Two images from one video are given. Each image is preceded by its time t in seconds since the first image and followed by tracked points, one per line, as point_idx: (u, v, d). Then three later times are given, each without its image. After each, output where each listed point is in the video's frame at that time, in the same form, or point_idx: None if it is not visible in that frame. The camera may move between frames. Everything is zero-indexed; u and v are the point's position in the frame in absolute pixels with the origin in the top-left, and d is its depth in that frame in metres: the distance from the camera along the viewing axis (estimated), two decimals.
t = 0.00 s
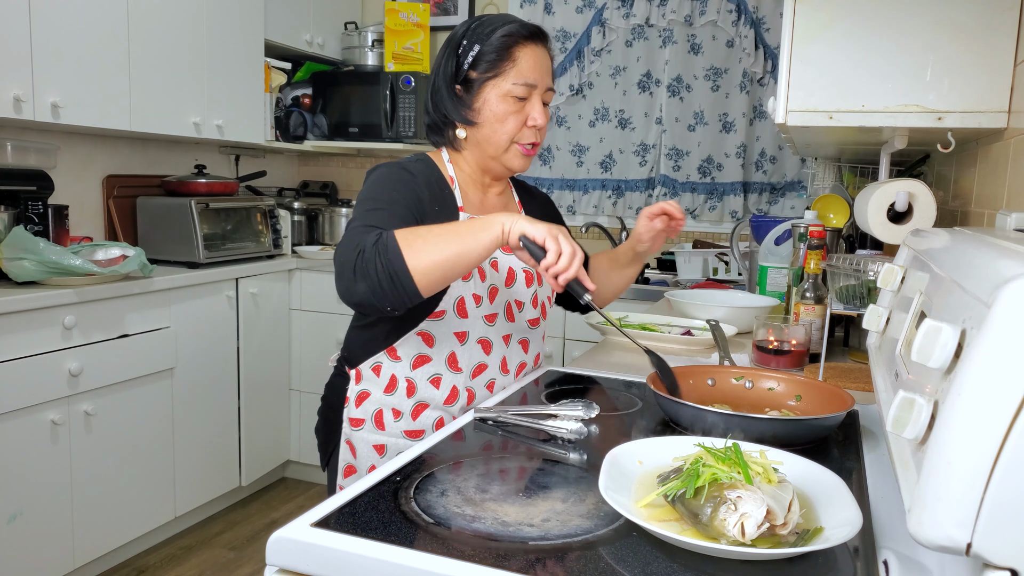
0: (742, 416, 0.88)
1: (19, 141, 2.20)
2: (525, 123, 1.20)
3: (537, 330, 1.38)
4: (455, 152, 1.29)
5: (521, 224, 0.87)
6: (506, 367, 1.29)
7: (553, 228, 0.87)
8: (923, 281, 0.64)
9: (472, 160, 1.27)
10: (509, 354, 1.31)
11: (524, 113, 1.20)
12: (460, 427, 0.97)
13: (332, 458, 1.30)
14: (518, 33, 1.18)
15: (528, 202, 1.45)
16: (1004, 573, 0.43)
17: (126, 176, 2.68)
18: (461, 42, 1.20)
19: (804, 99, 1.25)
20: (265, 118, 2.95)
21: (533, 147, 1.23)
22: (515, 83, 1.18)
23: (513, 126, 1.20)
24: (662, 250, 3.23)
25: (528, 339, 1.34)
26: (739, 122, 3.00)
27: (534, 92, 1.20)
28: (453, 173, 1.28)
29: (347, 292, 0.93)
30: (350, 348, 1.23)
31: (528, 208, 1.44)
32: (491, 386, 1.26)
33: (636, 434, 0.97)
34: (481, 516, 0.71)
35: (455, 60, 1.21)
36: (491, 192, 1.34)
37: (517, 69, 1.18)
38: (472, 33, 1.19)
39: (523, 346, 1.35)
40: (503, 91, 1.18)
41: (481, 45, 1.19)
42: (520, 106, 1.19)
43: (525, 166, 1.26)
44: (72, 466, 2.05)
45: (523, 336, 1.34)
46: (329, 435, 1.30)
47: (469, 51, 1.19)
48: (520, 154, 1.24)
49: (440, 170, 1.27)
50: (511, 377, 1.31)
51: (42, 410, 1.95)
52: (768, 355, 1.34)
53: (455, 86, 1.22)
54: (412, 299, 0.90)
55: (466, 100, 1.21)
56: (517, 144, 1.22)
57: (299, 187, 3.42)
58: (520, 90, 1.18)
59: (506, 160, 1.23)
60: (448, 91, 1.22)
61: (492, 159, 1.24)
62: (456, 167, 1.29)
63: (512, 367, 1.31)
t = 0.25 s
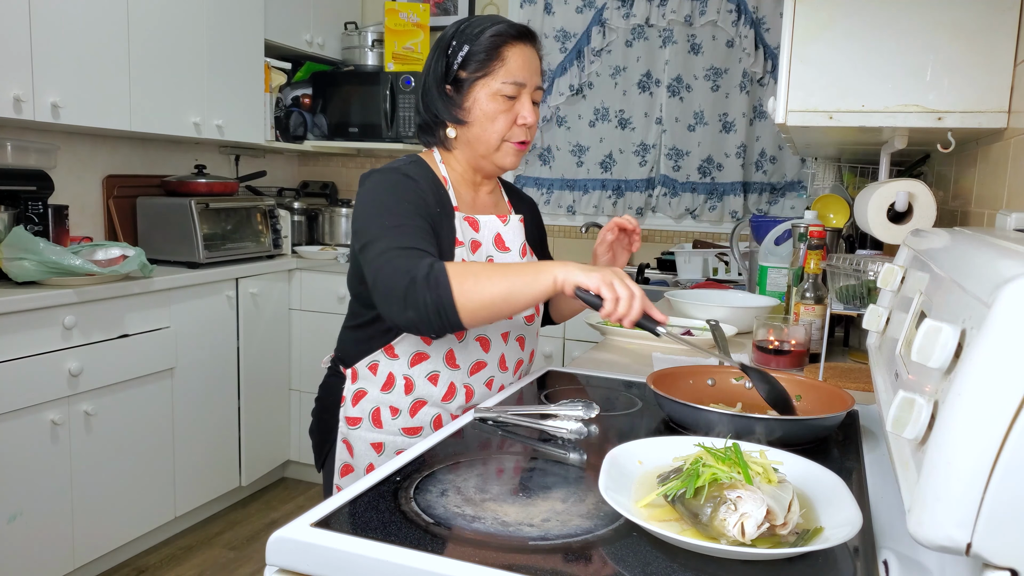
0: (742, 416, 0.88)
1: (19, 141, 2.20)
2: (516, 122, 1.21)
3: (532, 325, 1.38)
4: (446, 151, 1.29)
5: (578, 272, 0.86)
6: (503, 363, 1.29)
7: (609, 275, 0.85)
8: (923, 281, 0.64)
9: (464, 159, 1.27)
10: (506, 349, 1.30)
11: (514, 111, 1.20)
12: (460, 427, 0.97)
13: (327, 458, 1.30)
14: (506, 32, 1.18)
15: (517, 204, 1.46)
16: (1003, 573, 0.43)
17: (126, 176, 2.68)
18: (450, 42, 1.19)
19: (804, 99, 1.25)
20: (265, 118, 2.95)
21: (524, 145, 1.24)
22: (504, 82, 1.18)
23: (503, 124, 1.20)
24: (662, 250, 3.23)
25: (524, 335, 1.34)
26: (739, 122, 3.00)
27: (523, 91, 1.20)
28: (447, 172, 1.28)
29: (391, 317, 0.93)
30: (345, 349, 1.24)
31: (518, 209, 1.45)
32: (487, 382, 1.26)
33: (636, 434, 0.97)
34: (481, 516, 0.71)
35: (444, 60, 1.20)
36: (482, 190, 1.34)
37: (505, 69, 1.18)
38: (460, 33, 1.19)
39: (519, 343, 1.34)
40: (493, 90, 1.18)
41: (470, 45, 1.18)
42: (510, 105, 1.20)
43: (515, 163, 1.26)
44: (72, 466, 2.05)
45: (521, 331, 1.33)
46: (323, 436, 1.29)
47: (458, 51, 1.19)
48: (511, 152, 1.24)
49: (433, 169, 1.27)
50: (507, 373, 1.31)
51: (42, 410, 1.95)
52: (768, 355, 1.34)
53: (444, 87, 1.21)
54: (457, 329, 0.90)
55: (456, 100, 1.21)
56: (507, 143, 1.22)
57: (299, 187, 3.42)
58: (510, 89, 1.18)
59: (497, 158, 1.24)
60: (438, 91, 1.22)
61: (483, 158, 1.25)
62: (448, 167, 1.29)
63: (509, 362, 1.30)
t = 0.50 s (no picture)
0: (742, 416, 0.88)
1: (19, 141, 2.21)
2: (508, 122, 1.21)
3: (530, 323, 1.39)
4: (441, 151, 1.29)
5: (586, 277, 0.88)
6: (502, 360, 1.30)
7: (616, 279, 0.87)
8: (923, 281, 0.64)
9: (459, 159, 1.27)
10: (504, 348, 1.31)
11: (507, 111, 1.20)
12: (460, 427, 0.97)
13: (326, 457, 1.29)
14: (499, 33, 1.18)
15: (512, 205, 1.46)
16: (1003, 573, 0.43)
17: (126, 176, 2.68)
18: (444, 43, 1.20)
19: (804, 99, 1.25)
20: (265, 118, 2.95)
21: (517, 145, 1.24)
22: (497, 82, 1.18)
23: (496, 124, 1.20)
24: (662, 250, 3.23)
25: (523, 333, 1.35)
26: (739, 122, 3.00)
27: (516, 91, 1.20)
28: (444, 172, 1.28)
29: (395, 308, 0.92)
30: (345, 349, 1.25)
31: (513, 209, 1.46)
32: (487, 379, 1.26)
33: (635, 434, 0.97)
34: (481, 516, 0.71)
35: (438, 62, 1.21)
36: (478, 189, 1.35)
37: (498, 69, 1.18)
38: (454, 34, 1.19)
39: (517, 340, 1.35)
40: (486, 90, 1.19)
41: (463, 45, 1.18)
42: (503, 105, 1.20)
43: (509, 163, 1.26)
44: (72, 466, 2.05)
45: (518, 329, 1.34)
46: (323, 435, 1.29)
47: (451, 52, 1.19)
48: (504, 152, 1.24)
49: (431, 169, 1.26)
50: (506, 371, 1.32)
51: (42, 410, 1.95)
52: (768, 355, 1.34)
53: (439, 88, 1.22)
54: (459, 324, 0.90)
55: (449, 100, 1.21)
56: (500, 143, 1.23)
57: (299, 187, 3.42)
58: (502, 89, 1.18)
59: (490, 158, 1.24)
60: (432, 92, 1.22)
61: (477, 157, 1.25)
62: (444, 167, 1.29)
63: (507, 360, 1.31)
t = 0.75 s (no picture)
0: (742, 416, 0.88)
1: (19, 141, 2.21)
2: (507, 121, 1.20)
3: (530, 320, 1.40)
4: (442, 151, 1.29)
5: (517, 221, 0.86)
6: (506, 356, 1.31)
7: (547, 222, 0.86)
8: (924, 281, 0.64)
9: (458, 158, 1.27)
10: (507, 343, 1.32)
11: (506, 111, 1.20)
12: (460, 427, 0.97)
13: (331, 456, 1.29)
14: (498, 33, 1.18)
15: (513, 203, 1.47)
16: (1004, 573, 0.43)
17: (126, 176, 2.68)
18: (444, 43, 1.20)
19: (804, 99, 1.25)
20: (265, 118, 2.95)
21: (516, 145, 1.24)
22: (496, 82, 1.18)
23: (495, 123, 1.20)
24: (662, 250, 3.23)
25: (524, 329, 1.37)
26: (739, 122, 3.00)
27: (516, 90, 1.20)
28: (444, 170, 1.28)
29: (345, 290, 0.95)
30: (349, 346, 1.23)
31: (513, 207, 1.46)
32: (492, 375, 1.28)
33: (635, 434, 0.97)
34: (481, 516, 0.71)
35: (437, 62, 1.21)
36: (479, 188, 1.35)
37: (497, 69, 1.18)
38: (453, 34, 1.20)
39: (518, 336, 1.36)
40: (485, 89, 1.18)
41: (463, 46, 1.19)
42: (501, 104, 1.20)
43: (508, 163, 1.26)
44: (72, 466, 2.05)
45: (519, 325, 1.35)
46: (327, 435, 1.29)
47: (451, 52, 1.19)
48: (503, 152, 1.24)
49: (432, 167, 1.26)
50: (509, 367, 1.33)
51: (42, 410, 1.95)
52: (768, 355, 1.34)
53: (438, 87, 1.22)
54: (411, 294, 0.91)
55: (449, 100, 1.22)
56: (499, 142, 1.22)
57: (299, 187, 3.42)
58: (501, 88, 1.18)
59: (489, 157, 1.24)
60: (432, 92, 1.22)
61: (476, 156, 1.24)
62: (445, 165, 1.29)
63: (510, 356, 1.33)
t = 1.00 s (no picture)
0: (742, 416, 0.88)
1: (19, 141, 2.21)
2: (506, 121, 1.20)
3: (534, 321, 1.39)
4: (443, 151, 1.29)
5: (529, 253, 0.86)
6: (504, 355, 1.31)
7: (559, 256, 0.84)
8: (923, 281, 0.64)
9: (458, 158, 1.27)
10: (506, 343, 1.32)
11: (506, 110, 1.20)
12: (460, 427, 0.97)
13: (331, 454, 1.29)
14: (497, 33, 1.18)
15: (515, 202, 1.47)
16: (1004, 573, 0.43)
17: (126, 176, 2.69)
18: (443, 44, 1.20)
19: (804, 99, 1.25)
20: (265, 118, 2.95)
21: (516, 144, 1.23)
22: (495, 81, 1.18)
23: (494, 123, 1.20)
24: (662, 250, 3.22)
25: (524, 328, 1.36)
26: (739, 122, 3.00)
27: (515, 90, 1.20)
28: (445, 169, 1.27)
29: (358, 307, 0.97)
30: (349, 344, 1.23)
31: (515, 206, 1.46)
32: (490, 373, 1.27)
33: (635, 434, 0.97)
34: (481, 516, 0.71)
35: (437, 63, 1.21)
36: (481, 188, 1.35)
37: (496, 69, 1.18)
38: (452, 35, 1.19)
39: (519, 336, 1.36)
40: (484, 90, 1.18)
41: (462, 46, 1.19)
42: (500, 104, 1.19)
43: (508, 162, 1.26)
44: (72, 466, 2.05)
45: (520, 325, 1.35)
46: (328, 434, 1.29)
47: (450, 53, 1.19)
48: (503, 151, 1.24)
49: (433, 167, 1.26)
50: (508, 366, 1.32)
51: (42, 410, 1.95)
52: (768, 355, 1.34)
53: (438, 88, 1.22)
54: (422, 316, 0.93)
55: (448, 100, 1.22)
56: (498, 142, 1.22)
57: (299, 187, 3.43)
58: (500, 88, 1.18)
59: (489, 157, 1.24)
60: (431, 92, 1.22)
61: (476, 156, 1.24)
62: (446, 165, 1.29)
63: (509, 355, 1.32)
